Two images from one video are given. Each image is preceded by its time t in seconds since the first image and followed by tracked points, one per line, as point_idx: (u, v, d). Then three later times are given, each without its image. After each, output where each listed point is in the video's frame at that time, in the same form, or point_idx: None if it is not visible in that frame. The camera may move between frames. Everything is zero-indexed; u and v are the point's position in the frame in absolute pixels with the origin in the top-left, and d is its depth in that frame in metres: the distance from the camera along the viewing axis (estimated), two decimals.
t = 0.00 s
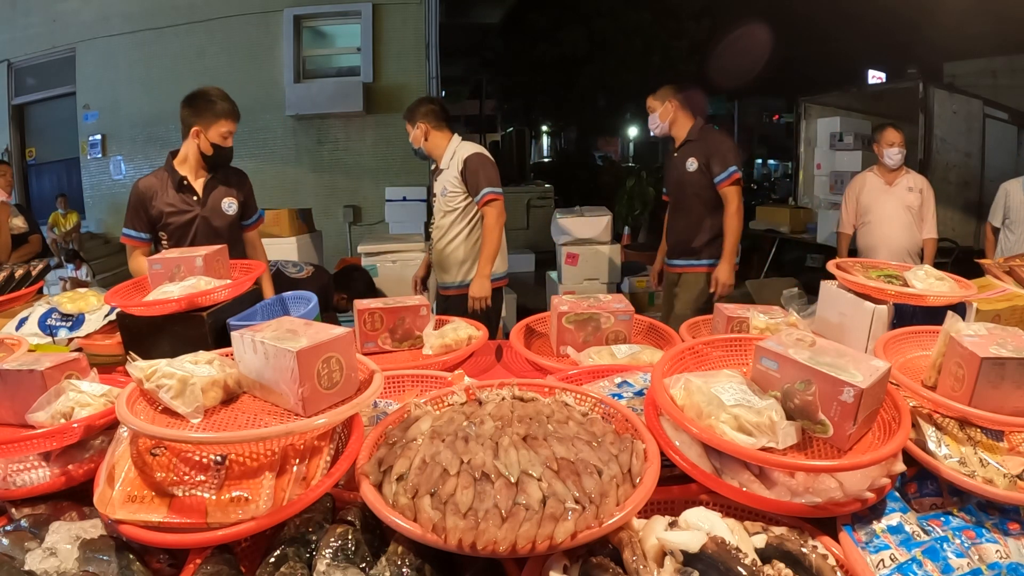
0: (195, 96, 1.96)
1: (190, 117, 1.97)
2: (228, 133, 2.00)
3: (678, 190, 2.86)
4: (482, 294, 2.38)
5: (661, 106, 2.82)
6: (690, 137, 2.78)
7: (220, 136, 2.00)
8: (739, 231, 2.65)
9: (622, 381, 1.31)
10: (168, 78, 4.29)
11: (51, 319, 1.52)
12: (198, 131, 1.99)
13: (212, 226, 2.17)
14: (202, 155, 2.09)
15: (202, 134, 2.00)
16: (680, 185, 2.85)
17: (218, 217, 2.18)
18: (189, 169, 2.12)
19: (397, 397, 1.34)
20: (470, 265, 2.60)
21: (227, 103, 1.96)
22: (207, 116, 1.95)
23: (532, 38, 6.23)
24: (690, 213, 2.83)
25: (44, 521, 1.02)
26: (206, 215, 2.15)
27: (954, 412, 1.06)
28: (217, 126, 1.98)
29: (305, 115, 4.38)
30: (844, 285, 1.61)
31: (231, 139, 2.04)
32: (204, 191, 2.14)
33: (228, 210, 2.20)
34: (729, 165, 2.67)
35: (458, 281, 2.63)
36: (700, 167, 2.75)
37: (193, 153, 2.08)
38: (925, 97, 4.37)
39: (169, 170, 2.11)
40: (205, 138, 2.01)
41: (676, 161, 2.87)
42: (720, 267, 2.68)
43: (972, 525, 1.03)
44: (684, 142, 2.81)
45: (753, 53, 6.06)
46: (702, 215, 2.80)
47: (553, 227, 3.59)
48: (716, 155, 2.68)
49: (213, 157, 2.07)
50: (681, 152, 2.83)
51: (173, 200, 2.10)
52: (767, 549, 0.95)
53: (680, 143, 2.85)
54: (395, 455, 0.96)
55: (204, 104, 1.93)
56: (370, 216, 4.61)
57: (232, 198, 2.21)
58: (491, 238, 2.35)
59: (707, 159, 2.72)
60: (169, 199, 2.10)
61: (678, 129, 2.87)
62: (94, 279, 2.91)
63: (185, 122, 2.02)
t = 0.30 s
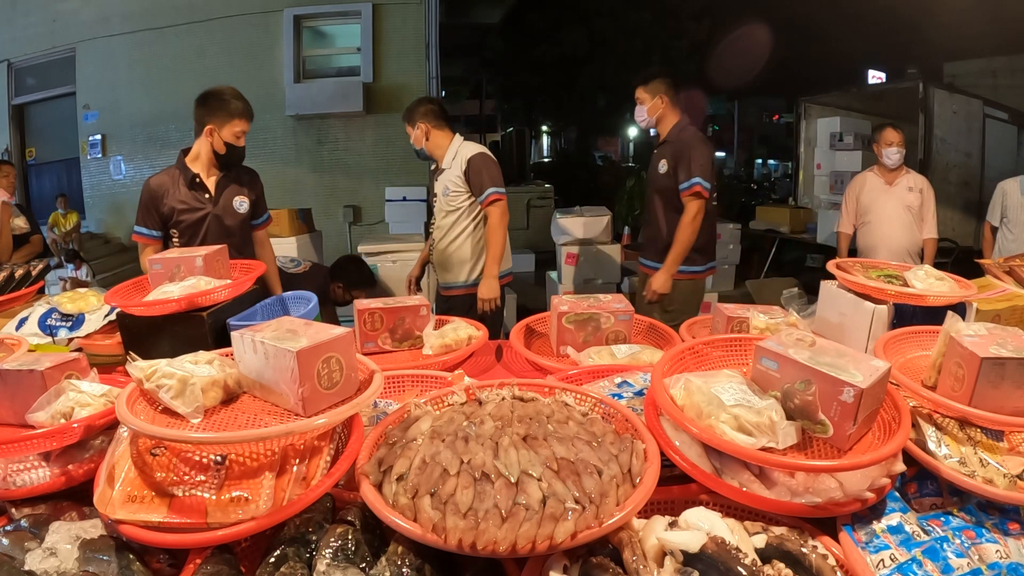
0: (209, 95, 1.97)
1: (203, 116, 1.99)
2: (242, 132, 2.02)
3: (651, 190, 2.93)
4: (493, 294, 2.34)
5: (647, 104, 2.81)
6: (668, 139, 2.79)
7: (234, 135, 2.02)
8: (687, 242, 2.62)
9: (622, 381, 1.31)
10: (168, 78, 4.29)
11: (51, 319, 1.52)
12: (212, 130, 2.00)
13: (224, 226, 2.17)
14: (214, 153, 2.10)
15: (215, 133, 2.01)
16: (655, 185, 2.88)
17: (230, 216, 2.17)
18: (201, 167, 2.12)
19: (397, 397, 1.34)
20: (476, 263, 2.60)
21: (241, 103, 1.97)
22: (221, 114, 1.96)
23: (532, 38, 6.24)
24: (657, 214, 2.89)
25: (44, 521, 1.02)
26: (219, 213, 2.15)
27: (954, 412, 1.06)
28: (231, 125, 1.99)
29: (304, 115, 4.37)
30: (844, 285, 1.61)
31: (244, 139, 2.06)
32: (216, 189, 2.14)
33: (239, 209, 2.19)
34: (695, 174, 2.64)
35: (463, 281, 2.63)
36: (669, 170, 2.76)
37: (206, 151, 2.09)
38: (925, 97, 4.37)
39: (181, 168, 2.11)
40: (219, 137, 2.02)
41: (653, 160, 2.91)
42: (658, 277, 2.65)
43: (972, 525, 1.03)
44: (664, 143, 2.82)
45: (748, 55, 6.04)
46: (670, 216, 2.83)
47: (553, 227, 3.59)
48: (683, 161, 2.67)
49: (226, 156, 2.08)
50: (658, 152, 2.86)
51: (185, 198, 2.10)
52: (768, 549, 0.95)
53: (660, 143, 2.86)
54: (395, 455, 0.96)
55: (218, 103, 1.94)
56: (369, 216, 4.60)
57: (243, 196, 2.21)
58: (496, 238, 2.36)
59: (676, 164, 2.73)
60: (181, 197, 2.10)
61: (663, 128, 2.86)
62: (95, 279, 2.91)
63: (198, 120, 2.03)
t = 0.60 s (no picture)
0: (220, 94, 1.96)
1: (213, 115, 1.98)
2: (250, 134, 2.02)
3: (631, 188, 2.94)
4: (496, 302, 2.36)
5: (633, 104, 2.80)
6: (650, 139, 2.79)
7: (241, 136, 2.02)
8: (654, 240, 2.63)
9: (622, 381, 1.31)
10: (169, 78, 4.16)
11: (51, 319, 1.52)
12: (220, 129, 2.00)
13: (225, 225, 2.16)
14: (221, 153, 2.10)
15: (224, 132, 2.01)
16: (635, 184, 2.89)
17: (231, 216, 2.17)
18: (206, 165, 2.12)
19: (397, 397, 1.34)
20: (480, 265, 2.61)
21: (252, 105, 1.97)
22: (232, 115, 1.95)
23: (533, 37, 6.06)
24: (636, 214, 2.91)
25: (44, 521, 1.02)
26: (220, 213, 2.14)
27: (953, 412, 1.06)
28: (240, 126, 1.99)
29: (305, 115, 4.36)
30: (844, 285, 1.61)
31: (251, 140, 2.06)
32: (219, 189, 2.14)
33: (241, 209, 2.19)
34: (676, 177, 2.65)
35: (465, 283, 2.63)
36: (652, 171, 2.78)
37: (213, 150, 2.10)
38: (926, 97, 4.60)
39: (186, 165, 2.11)
40: (227, 137, 2.02)
41: (636, 159, 2.91)
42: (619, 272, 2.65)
43: (971, 525, 1.03)
44: (647, 143, 2.82)
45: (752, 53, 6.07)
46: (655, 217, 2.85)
47: (554, 228, 3.60)
48: (664, 164, 2.68)
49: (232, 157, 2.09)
50: (641, 152, 2.86)
51: (188, 194, 2.10)
52: (767, 549, 0.95)
53: (644, 141, 2.86)
54: (395, 455, 0.96)
55: (229, 103, 1.93)
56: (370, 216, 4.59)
57: (246, 197, 2.20)
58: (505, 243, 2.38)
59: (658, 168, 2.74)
60: (183, 194, 2.09)
61: (648, 129, 2.85)
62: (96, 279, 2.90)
63: (207, 119, 2.02)
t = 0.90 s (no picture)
0: (212, 98, 1.95)
1: (205, 118, 1.97)
2: (241, 139, 2.03)
3: (614, 185, 2.91)
4: (468, 295, 2.22)
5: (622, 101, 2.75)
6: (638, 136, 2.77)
7: (233, 141, 2.02)
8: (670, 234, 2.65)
9: (622, 381, 1.31)
10: (169, 78, 4.05)
11: (51, 319, 1.52)
12: (212, 133, 2.00)
13: (213, 227, 2.17)
14: (211, 157, 2.10)
15: (215, 137, 2.01)
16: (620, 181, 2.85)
17: (219, 217, 2.18)
18: (196, 168, 2.11)
19: (397, 397, 1.34)
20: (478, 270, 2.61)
21: (246, 110, 1.98)
22: (224, 119, 1.96)
23: (533, 37, 6.16)
24: (623, 212, 2.87)
25: (44, 522, 1.02)
26: (208, 215, 2.15)
27: (954, 412, 1.06)
28: (232, 130, 2.00)
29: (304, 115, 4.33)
30: (845, 285, 1.61)
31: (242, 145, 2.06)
32: (207, 191, 2.14)
33: (229, 211, 2.21)
34: (673, 170, 2.67)
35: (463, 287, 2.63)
36: (643, 168, 2.75)
37: (203, 153, 2.08)
38: (926, 97, 4.63)
39: (176, 166, 2.09)
40: (218, 142, 2.02)
41: (620, 155, 2.87)
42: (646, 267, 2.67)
43: (972, 525, 1.03)
44: (632, 141, 2.80)
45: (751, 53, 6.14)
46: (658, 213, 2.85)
47: (554, 227, 3.60)
48: (660, 160, 2.68)
49: (223, 161, 2.10)
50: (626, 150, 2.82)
51: (177, 196, 2.09)
52: (767, 549, 0.95)
53: (629, 138, 2.82)
54: (395, 455, 0.96)
55: (223, 108, 1.94)
56: (370, 216, 4.58)
57: (234, 199, 2.21)
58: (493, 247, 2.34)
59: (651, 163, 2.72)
60: (173, 195, 2.09)
61: (632, 126, 2.82)
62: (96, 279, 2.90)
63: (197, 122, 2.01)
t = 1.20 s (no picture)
0: (196, 96, 1.95)
1: (190, 116, 1.98)
2: (226, 134, 2.02)
3: (607, 186, 2.87)
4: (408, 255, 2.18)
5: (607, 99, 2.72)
6: (629, 135, 2.80)
7: (218, 136, 2.02)
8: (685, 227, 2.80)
9: (622, 381, 1.31)
10: (168, 78, 3.81)
11: (51, 319, 1.52)
12: (196, 130, 2.01)
13: (202, 223, 2.14)
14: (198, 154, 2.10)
15: (200, 133, 2.02)
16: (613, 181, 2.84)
17: (209, 214, 2.15)
18: (185, 166, 2.11)
19: (397, 397, 1.34)
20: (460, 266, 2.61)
21: (229, 105, 1.97)
22: (207, 116, 1.96)
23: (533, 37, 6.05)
24: (621, 210, 2.84)
25: (44, 521, 1.02)
26: (198, 212, 2.13)
27: (954, 412, 1.06)
28: (216, 126, 1.99)
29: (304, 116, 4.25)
30: (845, 285, 1.61)
31: (228, 141, 2.05)
32: (196, 188, 2.12)
33: (219, 207, 2.17)
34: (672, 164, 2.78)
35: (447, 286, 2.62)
36: (641, 165, 2.78)
37: (190, 152, 2.09)
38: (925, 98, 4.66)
39: (165, 164, 2.10)
40: (203, 138, 2.03)
41: (609, 156, 2.85)
42: (674, 258, 2.80)
43: (971, 525, 1.03)
44: (620, 141, 2.81)
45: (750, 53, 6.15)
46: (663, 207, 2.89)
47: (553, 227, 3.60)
48: (659, 156, 2.74)
49: (210, 158, 2.09)
50: (618, 149, 2.81)
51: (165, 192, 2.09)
52: (767, 549, 0.95)
53: (615, 139, 2.82)
54: (395, 455, 0.96)
55: (206, 104, 1.93)
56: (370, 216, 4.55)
57: (224, 195, 2.18)
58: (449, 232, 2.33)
59: (651, 159, 2.77)
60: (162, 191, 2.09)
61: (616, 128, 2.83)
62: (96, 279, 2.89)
63: (182, 121, 2.03)
